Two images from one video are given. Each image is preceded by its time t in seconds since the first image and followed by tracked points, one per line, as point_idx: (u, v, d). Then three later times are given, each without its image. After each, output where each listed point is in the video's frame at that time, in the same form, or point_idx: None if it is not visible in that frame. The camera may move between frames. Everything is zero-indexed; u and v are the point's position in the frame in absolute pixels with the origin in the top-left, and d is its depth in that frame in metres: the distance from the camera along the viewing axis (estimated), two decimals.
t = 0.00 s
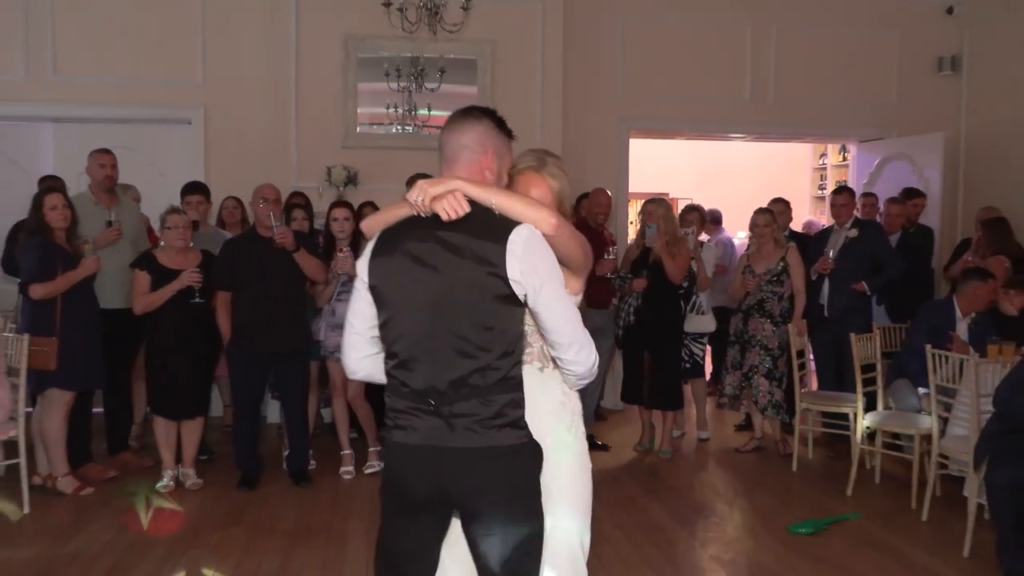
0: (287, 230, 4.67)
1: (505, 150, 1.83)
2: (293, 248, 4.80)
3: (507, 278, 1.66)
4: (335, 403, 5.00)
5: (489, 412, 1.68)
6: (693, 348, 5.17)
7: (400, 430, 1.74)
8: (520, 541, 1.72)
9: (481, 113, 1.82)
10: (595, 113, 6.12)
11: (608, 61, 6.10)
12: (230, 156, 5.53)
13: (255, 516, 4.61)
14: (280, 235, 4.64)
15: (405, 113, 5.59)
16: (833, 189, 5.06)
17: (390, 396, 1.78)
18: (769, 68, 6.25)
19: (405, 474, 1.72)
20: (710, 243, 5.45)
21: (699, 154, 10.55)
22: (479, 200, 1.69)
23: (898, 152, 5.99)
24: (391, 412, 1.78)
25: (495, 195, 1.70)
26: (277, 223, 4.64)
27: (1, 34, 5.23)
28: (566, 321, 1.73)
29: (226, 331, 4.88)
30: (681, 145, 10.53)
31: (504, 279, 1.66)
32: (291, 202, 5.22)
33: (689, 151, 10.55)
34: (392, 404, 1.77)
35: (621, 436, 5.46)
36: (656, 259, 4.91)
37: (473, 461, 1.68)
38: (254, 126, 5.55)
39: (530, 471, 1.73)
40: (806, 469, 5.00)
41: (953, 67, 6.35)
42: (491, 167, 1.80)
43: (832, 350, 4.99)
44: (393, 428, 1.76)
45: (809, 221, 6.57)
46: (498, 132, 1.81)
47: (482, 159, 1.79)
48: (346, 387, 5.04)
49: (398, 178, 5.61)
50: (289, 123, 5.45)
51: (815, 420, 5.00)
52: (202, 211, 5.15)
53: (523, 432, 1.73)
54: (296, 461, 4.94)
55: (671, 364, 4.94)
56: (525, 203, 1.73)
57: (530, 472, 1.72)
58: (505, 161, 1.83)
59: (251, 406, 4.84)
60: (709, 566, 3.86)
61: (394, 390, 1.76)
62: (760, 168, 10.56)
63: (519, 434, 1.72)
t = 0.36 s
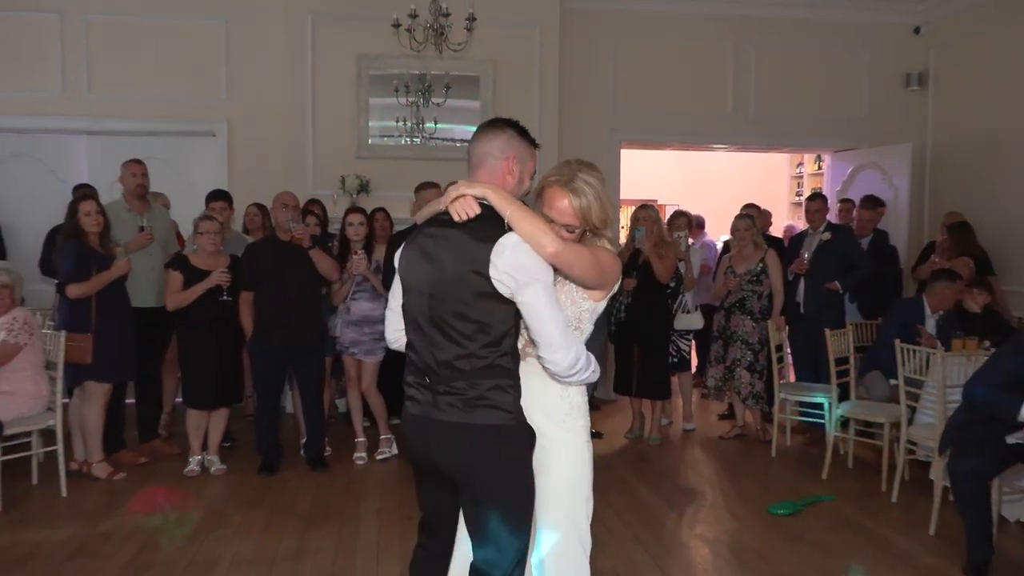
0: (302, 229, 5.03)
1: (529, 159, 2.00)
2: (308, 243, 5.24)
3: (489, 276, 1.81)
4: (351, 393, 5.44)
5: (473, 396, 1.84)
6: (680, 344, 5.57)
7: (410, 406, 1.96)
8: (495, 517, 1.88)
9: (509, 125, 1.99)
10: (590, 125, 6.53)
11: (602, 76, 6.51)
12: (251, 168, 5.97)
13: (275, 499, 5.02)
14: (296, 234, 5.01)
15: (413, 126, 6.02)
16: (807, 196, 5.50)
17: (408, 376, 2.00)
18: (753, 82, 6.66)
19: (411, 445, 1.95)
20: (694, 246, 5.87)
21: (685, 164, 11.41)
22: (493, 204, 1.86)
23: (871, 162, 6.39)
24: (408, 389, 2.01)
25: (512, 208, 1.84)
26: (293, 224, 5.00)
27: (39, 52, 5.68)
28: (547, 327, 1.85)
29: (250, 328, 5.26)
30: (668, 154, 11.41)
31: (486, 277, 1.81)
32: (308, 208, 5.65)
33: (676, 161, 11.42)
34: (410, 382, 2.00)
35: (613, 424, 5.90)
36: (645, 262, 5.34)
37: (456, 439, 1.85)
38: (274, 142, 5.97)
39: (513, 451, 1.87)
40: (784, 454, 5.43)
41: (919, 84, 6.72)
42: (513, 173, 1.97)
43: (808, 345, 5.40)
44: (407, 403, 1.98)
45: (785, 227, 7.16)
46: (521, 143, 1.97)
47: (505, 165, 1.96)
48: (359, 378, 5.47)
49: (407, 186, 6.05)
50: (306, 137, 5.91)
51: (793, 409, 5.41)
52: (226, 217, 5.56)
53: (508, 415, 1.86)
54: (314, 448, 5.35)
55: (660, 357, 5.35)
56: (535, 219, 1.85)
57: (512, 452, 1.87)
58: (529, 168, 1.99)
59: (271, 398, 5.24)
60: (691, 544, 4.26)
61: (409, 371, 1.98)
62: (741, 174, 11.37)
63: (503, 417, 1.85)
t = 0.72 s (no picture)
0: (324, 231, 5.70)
1: (506, 179, 2.32)
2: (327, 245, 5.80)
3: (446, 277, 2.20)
4: (366, 383, 5.99)
5: (434, 384, 2.25)
6: (665, 340, 6.10)
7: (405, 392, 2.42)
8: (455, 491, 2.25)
9: (492, 151, 2.33)
10: (583, 142, 7.13)
11: (591, 96, 7.09)
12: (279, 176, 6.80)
13: (296, 481, 5.52)
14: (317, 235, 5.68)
15: (422, 141, 6.65)
16: (780, 205, 6.09)
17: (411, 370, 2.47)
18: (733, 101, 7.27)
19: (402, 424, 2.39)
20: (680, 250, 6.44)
21: (668, 175, 12.90)
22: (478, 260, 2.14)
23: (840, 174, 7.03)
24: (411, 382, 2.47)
25: (498, 274, 2.12)
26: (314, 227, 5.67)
27: (84, 76, 6.47)
28: (494, 346, 2.15)
29: (275, 325, 5.76)
30: (652, 168, 12.96)
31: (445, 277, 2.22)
32: (327, 216, 6.21)
33: (659, 173, 12.91)
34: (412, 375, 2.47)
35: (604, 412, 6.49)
36: (634, 264, 5.87)
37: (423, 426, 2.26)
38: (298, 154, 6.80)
39: (466, 434, 2.23)
40: (759, 439, 5.98)
41: (882, 103, 7.33)
42: (494, 191, 2.31)
43: (781, 340, 5.96)
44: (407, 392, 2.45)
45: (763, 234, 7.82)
46: (500, 166, 2.31)
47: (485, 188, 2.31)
48: (374, 369, 6.02)
49: (418, 195, 6.69)
50: (325, 150, 6.55)
51: (767, 399, 5.95)
52: (251, 222, 6.11)
53: (463, 398, 2.24)
54: (332, 434, 5.87)
55: (647, 351, 5.90)
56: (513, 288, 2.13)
57: (467, 434, 2.23)
58: (510, 187, 2.33)
59: (294, 388, 5.76)
60: (671, 523, 4.75)
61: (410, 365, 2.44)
62: (719, 188, 12.81)
63: (458, 399, 2.24)
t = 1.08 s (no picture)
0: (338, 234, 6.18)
1: (489, 184, 2.78)
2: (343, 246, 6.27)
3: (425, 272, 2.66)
4: (378, 374, 6.48)
5: (415, 363, 2.74)
6: (655, 335, 6.60)
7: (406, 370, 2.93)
8: (435, 447, 2.72)
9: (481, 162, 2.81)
10: (577, 151, 7.81)
11: (586, 111, 7.80)
12: (297, 185, 7.40)
13: (313, 466, 5.92)
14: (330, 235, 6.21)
15: (430, 151, 7.22)
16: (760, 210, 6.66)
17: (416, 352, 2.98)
18: (717, 113, 8.02)
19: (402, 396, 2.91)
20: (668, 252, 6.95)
21: (657, 185, 13.62)
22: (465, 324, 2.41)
23: (817, 182, 7.77)
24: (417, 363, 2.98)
25: (489, 331, 2.41)
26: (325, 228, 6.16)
27: (119, 94, 7.11)
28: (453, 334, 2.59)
29: (294, 321, 6.25)
30: (641, 178, 13.62)
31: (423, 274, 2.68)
32: (341, 221, 6.71)
33: (649, 182, 13.61)
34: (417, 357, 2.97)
35: (598, 402, 7.06)
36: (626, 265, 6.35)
37: (409, 395, 2.74)
38: (316, 165, 7.42)
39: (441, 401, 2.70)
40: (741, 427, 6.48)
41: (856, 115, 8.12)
42: (479, 195, 2.77)
43: (761, 335, 6.50)
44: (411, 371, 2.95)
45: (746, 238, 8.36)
46: (485, 173, 2.78)
47: (473, 192, 2.78)
48: (386, 362, 6.52)
49: (425, 202, 7.24)
50: (340, 159, 7.11)
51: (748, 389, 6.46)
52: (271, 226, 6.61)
53: (432, 375, 2.71)
54: (347, 421, 6.37)
55: (637, 345, 6.39)
56: (504, 336, 2.43)
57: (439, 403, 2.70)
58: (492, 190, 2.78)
59: (311, 380, 6.24)
60: (664, 502, 5.09)
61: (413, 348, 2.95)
62: (706, 197, 13.51)
63: (433, 375, 2.70)
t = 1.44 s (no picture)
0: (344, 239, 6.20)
1: (473, 182, 2.73)
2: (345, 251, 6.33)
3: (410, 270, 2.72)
4: (381, 372, 6.60)
5: (408, 358, 2.79)
6: (654, 334, 6.73)
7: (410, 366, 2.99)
8: (424, 442, 2.78)
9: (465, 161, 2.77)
10: (577, 153, 7.94)
11: (585, 113, 7.93)
12: (302, 186, 7.53)
13: (317, 461, 6.02)
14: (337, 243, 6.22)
15: (432, 153, 7.34)
16: (756, 211, 6.82)
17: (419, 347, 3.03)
18: (714, 116, 8.15)
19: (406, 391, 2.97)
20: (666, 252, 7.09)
21: (655, 186, 13.78)
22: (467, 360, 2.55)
23: (811, 183, 7.93)
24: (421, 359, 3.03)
25: (491, 359, 2.53)
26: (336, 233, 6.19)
27: (127, 95, 7.24)
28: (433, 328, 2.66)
29: (299, 319, 6.35)
30: (640, 179, 13.79)
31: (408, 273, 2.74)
32: (346, 221, 6.85)
33: (647, 184, 13.77)
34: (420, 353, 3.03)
35: (597, 398, 7.26)
36: (624, 264, 6.47)
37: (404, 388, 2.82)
38: (320, 166, 7.54)
39: (431, 397, 2.76)
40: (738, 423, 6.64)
41: (851, 118, 8.24)
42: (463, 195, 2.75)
43: (758, 333, 6.66)
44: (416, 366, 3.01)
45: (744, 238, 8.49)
46: (468, 173, 2.73)
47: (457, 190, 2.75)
48: (388, 360, 6.65)
49: (428, 202, 7.38)
50: (344, 161, 7.24)
51: (744, 387, 6.61)
52: (278, 227, 6.76)
53: (422, 370, 2.76)
54: (351, 417, 6.49)
55: (636, 343, 6.53)
56: (507, 353, 2.53)
57: (429, 398, 2.76)
58: (476, 188, 2.74)
59: (316, 377, 6.35)
60: (663, 498, 5.19)
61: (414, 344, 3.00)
62: (704, 199, 13.67)
63: (424, 370, 2.76)
